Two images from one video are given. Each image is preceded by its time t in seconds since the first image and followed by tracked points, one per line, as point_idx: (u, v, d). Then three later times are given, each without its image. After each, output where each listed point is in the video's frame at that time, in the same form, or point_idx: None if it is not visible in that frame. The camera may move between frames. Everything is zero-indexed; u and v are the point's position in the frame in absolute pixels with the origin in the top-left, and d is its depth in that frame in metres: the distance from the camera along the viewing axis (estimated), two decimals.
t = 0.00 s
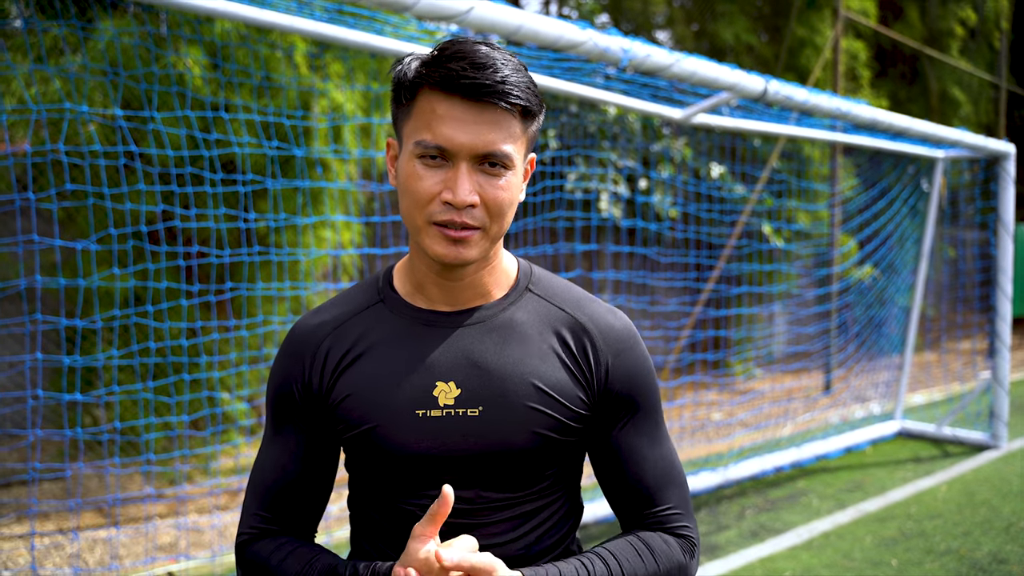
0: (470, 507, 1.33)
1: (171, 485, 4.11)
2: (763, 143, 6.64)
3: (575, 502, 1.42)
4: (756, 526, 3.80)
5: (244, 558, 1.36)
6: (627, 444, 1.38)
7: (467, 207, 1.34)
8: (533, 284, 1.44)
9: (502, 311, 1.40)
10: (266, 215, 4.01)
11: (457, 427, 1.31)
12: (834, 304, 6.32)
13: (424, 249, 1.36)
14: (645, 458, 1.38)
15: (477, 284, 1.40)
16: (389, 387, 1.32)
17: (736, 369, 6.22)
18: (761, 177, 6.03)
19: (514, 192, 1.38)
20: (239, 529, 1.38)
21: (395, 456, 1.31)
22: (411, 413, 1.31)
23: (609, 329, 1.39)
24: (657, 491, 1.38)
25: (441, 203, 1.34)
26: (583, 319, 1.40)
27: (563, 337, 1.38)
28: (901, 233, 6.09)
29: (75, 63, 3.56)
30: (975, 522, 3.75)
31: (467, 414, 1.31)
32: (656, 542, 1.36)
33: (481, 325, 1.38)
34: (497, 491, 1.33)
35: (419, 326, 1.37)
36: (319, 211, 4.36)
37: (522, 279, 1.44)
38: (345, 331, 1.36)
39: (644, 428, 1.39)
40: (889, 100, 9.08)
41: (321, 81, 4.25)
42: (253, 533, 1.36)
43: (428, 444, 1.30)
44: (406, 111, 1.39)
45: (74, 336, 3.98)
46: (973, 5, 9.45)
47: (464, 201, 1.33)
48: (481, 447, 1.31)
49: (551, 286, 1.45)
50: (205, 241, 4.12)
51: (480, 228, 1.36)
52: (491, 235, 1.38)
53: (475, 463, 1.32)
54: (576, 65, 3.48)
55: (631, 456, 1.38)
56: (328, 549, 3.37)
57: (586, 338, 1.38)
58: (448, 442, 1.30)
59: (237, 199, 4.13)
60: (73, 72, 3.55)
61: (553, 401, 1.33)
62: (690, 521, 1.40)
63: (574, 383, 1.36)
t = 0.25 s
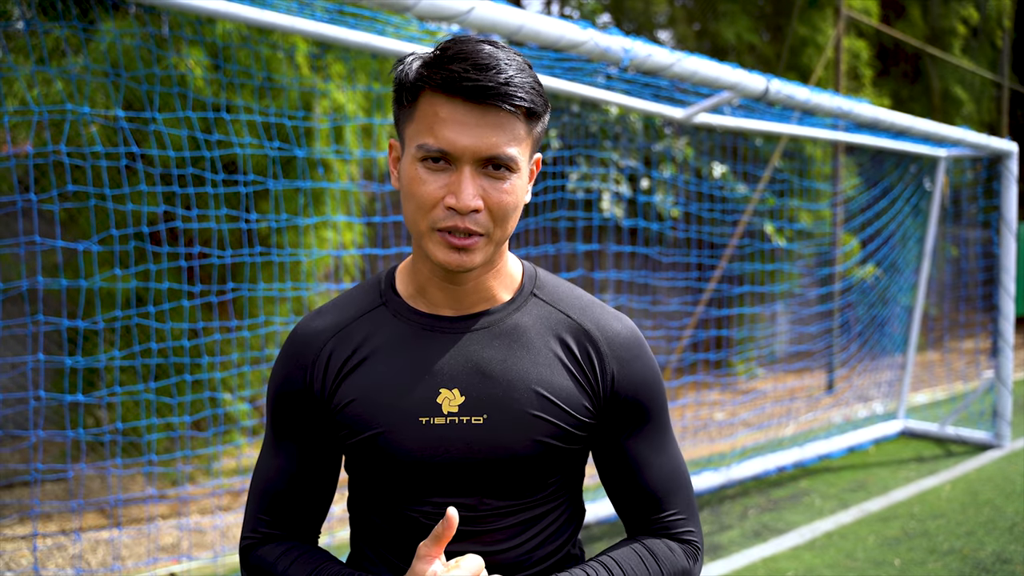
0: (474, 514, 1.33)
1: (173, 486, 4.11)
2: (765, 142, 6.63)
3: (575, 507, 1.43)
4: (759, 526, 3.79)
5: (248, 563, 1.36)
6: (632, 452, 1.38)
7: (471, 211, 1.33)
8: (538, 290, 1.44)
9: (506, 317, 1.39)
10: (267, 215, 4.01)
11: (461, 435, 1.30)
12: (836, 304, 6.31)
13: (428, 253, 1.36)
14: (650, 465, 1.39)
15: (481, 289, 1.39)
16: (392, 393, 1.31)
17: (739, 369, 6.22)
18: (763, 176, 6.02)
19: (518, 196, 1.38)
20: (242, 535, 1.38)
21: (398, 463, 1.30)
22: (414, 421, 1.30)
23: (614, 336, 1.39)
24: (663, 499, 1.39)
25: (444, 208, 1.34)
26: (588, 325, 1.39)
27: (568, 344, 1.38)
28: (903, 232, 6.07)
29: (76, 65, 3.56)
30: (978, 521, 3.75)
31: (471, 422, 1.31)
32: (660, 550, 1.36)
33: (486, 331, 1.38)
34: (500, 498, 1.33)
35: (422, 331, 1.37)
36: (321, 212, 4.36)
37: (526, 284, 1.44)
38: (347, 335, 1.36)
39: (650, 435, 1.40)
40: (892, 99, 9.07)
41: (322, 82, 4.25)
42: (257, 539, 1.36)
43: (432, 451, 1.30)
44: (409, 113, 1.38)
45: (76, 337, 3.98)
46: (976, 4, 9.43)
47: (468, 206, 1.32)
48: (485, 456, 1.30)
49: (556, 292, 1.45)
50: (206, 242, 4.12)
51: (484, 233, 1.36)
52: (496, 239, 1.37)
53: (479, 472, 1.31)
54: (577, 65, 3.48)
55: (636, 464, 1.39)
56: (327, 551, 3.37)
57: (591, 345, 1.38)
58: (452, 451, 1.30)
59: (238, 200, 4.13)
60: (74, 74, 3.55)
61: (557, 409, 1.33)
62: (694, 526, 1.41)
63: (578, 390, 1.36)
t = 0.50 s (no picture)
0: (473, 514, 1.32)
1: (172, 486, 4.12)
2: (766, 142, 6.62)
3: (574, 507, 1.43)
4: (759, 526, 3.79)
5: (240, 563, 1.35)
6: (630, 452, 1.39)
7: (473, 201, 1.33)
8: (540, 289, 1.44)
9: (509, 316, 1.40)
10: (266, 215, 4.01)
11: (464, 433, 1.30)
12: (836, 303, 6.30)
13: (431, 247, 1.36)
14: (647, 467, 1.39)
15: (485, 283, 1.40)
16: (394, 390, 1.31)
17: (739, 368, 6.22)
18: (764, 176, 6.01)
19: (520, 185, 1.38)
20: (233, 534, 1.37)
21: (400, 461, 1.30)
22: (416, 419, 1.30)
23: (615, 336, 1.40)
24: (656, 502, 1.40)
25: (447, 199, 1.34)
26: (589, 325, 1.40)
27: (570, 343, 1.38)
28: (904, 232, 6.07)
29: (75, 65, 3.56)
30: (978, 520, 3.74)
31: (474, 420, 1.31)
32: (654, 552, 1.37)
33: (488, 329, 1.38)
34: (501, 498, 1.33)
35: (424, 328, 1.37)
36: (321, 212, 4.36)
37: (529, 284, 1.44)
38: (348, 332, 1.36)
39: (648, 437, 1.41)
40: (892, 99, 9.06)
41: (321, 81, 4.24)
42: (250, 538, 1.36)
43: (433, 449, 1.30)
44: (408, 108, 1.39)
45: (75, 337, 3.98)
46: (977, 3, 9.43)
47: (471, 195, 1.32)
48: (487, 455, 1.31)
49: (558, 292, 1.46)
50: (206, 242, 4.13)
51: (488, 223, 1.36)
52: (500, 231, 1.37)
53: (481, 470, 1.31)
54: (577, 65, 3.48)
55: (633, 466, 1.39)
56: (325, 551, 3.36)
57: (592, 345, 1.39)
58: (454, 449, 1.30)
59: (238, 200, 4.13)
60: (74, 74, 3.55)
61: (559, 408, 1.34)
62: (688, 531, 1.42)
63: (580, 390, 1.36)
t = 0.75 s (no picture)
0: (474, 510, 1.32)
1: (171, 487, 4.11)
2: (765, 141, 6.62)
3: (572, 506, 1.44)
4: (759, 525, 3.79)
5: (236, 564, 1.34)
6: (626, 450, 1.40)
7: (471, 191, 1.33)
8: (537, 288, 1.45)
9: (507, 313, 1.40)
10: (265, 215, 4.01)
11: (465, 428, 1.30)
12: (836, 303, 6.30)
13: (432, 241, 1.35)
14: (643, 464, 1.40)
15: (484, 277, 1.40)
16: (395, 386, 1.31)
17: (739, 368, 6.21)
18: (763, 176, 6.01)
19: (517, 176, 1.38)
20: (229, 535, 1.36)
21: (401, 457, 1.29)
22: (417, 414, 1.30)
23: (612, 334, 1.40)
24: (653, 498, 1.41)
25: (445, 190, 1.33)
26: (587, 323, 1.41)
27: (569, 340, 1.39)
28: (903, 231, 6.06)
29: (74, 66, 3.56)
30: (978, 520, 3.74)
31: (475, 415, 1.31)
32: (651, 548, 1.37)
33: (487, 326, 1.38)
34: (501, 494, 1.33)
35: (423, 325, 1.37)
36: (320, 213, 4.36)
37: (527, 283, 1.45)
38: (347, 330, 1.35)
39: (644, 434, 1.42)
40: (892, 98, 9.06)
41: (320, 82, 4.24)
42: (247, 539, 1.35)
43: (434, 444, 1.29)
44: (403, 108, 1.39)
45: (74, 338, 3.98)
46: (976, 2, 9.43)
47: (468, 185, 1.32)
48: (489, 449, 1.30)
49: (554, 291, 1.46)
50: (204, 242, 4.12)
51: (486, 214, 1.35)
52: (498, 222, 1.37)
53: (483, 465, 1.31)
54: (575, 65, 3.47)
55: (630, 463, 1.40)
56: (325, 552, 3.36)
57: (591, 341, 1.39)
58: (455, 444, 1.30)
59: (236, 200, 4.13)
60: (73, 74, 3.55)
61: (560, 403, 1.34)
62: (682, 525, 1.43)
63: (580, 385, 1.36)
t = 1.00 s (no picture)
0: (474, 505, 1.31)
1: (169, 487, 4.11)
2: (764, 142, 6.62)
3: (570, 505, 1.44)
4: (758, 526, 3.79)
5: (226, 560, 1.30)
6: (620, 448, 1.39)
7: (471, 178, 1.32)
8: (537, 288, 1.45)
9: (508, 310, 1.40)
10: (264, 215, 4.00)
11: (468, 423, 1.29)
12: (835, 303, 6.29)
13: (433, 233, 1.35)
14: (634, 462, 1.40)
15: (484, 271, 1.39)
16: (397, 382, 1.30)
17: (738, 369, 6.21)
18: (763, 176, 6.00)
19: (514, 167, 1.38)
20: (220, 529, 1.32)
21: (403, 453, 1.28)
22: (420, 409, 1.29)
23: (610, 333, 1.41)
24: (640, 498, 1.40)
25: (445, 179, 1.33)
26: (586, 322, 1.41)
27: (569, 337, 1.39)
28: (903, 232, 6.06)
29: (72, 66, 3.55)
30: (977, 521, 3.74)
31: (477, 409, 1.30)
32: (641, 546, 1.37)
33: (488, 323, 1.38)
34: (502, 490, 1.32)
35: (424, 322, 1.37)
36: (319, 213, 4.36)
37: (527, 282, 1.45)
38: (349, 328, 1.35)
39: (637, 433, 1.42)
40: (891, 99, 9.07)
41: (319, 82, 4.24)
42: (239, 535, 1.31)
43: (436, 439, 1.29)
44: (402, 107, 1.40)
45: (72, 338, 3.97)
46: (974, 3, 9.43)
47: (467, 173, 1.31)
48: (490, 445, 1.30)
49: (553, 291, 1.46)
50: (203, 243, 4.12)
51: (486, 201, 1.34)
52: (497, 210, 1.36)
53: (484, 460, 1.30)
54: (575, 65, 3.47)
55: (621, 460, 1.39)
56: (324, 552, 3.35)
57: (591, 340, 1.39)
58: (457, 439, 1.29)
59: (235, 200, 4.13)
60: (71, 74, 3.54)
61: (561, 399, 1.33)
62: (667, 526, 1.42)
63: (580, 382, 1.36)
